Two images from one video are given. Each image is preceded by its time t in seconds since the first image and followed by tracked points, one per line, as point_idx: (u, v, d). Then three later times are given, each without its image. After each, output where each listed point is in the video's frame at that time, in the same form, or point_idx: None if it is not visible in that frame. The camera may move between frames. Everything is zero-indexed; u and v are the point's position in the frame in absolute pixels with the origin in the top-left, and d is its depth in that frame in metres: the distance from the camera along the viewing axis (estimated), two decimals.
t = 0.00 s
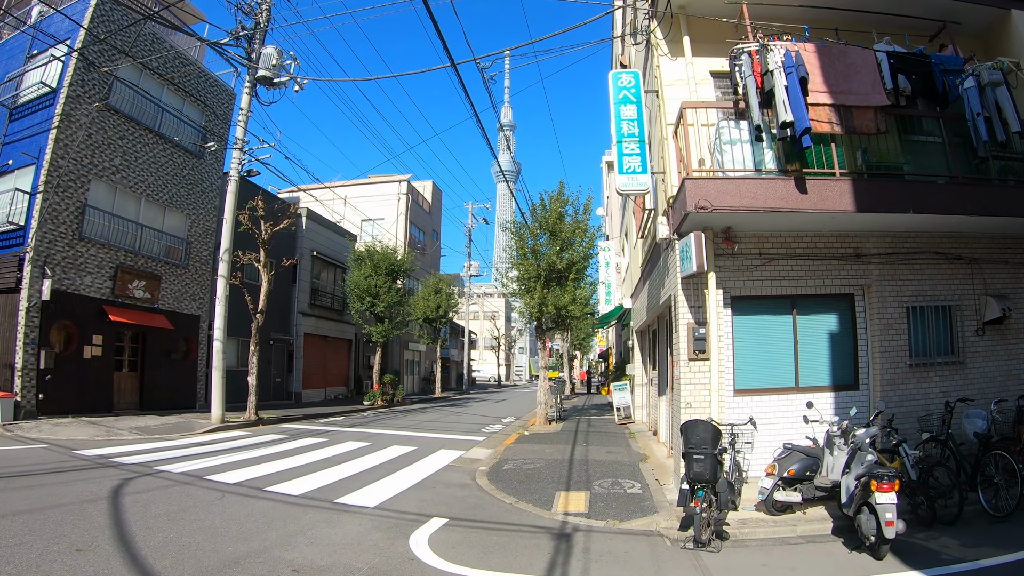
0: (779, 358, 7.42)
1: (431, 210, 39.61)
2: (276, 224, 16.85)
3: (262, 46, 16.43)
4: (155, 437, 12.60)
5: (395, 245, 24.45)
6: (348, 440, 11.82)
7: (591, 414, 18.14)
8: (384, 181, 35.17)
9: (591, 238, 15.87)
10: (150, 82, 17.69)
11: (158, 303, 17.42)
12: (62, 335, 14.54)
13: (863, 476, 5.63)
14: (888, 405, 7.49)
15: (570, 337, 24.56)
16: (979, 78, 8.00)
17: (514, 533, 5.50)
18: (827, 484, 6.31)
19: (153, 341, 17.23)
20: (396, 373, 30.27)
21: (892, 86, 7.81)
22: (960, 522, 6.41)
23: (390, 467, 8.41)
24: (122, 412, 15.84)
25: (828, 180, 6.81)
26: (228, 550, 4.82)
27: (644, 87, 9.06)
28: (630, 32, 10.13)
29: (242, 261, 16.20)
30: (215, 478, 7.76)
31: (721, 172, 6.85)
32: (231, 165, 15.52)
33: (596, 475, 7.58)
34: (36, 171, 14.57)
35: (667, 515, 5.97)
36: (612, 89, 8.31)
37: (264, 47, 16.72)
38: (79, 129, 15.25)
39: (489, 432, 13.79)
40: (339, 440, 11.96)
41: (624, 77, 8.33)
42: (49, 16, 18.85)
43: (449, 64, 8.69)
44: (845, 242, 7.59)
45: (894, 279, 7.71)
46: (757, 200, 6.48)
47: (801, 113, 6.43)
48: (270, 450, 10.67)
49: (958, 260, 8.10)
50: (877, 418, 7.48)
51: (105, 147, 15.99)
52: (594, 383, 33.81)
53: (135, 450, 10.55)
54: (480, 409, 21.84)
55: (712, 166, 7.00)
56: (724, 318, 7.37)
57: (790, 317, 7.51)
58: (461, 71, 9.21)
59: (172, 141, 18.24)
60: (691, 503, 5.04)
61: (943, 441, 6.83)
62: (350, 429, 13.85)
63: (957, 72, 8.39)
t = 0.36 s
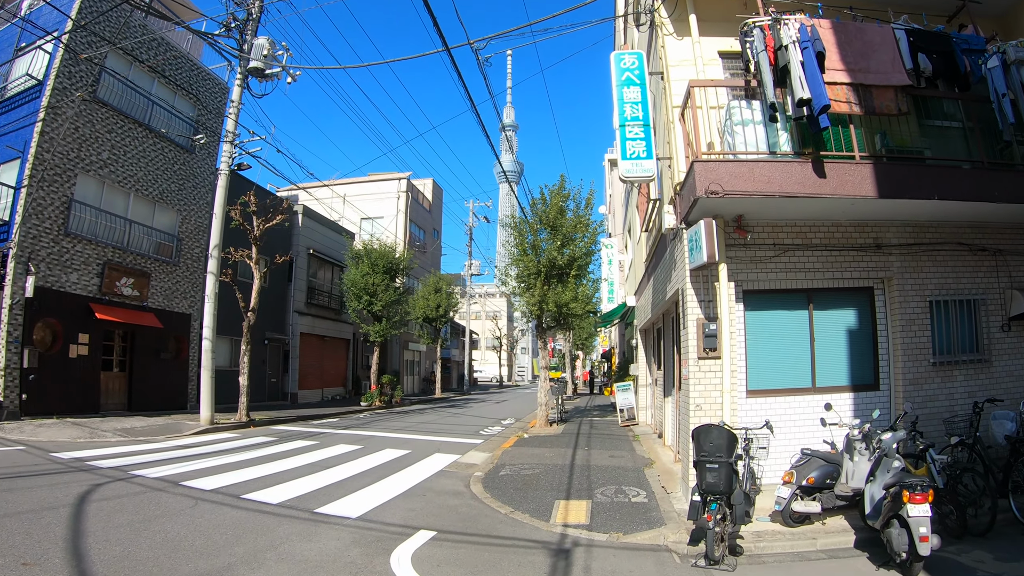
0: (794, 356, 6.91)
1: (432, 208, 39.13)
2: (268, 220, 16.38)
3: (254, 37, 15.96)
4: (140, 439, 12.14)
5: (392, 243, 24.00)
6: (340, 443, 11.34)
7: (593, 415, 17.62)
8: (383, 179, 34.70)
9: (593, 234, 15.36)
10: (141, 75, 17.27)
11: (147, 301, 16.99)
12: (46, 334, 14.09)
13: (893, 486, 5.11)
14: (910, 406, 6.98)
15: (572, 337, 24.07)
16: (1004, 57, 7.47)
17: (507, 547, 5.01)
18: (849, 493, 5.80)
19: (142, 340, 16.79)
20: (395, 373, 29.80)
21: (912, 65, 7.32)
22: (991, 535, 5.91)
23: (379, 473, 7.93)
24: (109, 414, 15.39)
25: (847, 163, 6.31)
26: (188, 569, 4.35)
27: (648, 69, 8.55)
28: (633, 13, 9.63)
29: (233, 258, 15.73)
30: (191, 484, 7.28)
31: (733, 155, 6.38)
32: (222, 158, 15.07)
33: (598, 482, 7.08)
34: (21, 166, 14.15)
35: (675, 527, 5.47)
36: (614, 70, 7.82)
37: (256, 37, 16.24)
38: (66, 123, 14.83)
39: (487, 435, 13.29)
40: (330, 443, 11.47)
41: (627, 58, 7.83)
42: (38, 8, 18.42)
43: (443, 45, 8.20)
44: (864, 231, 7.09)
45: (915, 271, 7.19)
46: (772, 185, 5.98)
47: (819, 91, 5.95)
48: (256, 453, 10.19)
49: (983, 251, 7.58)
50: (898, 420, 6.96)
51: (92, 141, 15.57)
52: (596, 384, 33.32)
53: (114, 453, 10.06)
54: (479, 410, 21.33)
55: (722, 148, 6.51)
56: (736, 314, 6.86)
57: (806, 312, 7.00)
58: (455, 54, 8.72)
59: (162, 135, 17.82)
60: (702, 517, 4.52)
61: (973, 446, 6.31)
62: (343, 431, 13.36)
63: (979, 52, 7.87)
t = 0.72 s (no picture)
0: (812, 355, 6.43)
1: (432, 206, 38.67)
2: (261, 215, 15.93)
3: (246, 27, 15.52)
4: (125, 441, 11.71)
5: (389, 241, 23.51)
6: (332, 446, 10.89)
7: (596, 416, 17.11)
8: (383, 176, 34.25)
9: (596, 229, 14.88)
10: (130, 68, 16.84)
11: (136, 299, 16.57)
12: (31, 332, 13.68)
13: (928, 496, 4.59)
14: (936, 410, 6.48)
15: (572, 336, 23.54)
16: None
17: (499, 566, 4.53)
18: (873, 504, 5.32)
19: (132, 338, 16.37)
20: (395, 372, 29.36)
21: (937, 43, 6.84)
22: None
23: (368, 480, 7.46)
24: (97, 414, 14.98)
25: (870, 147, 5.82)
26: None
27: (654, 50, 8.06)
28: None
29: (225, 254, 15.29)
30: (166, 491, 6.85)
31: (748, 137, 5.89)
32: (212, 152, 14.62)
33: (601, 490, 6.61)
34: (5, 160, 13.72)
35: (685, 541, 5.00)
36: (618, 51, 7.33)
37: (248, 28, 15.79)
38: (52, 115, 14.40)
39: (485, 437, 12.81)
40: (321, 445, 11.02)
41: (632, 38, 7.35)
42: None
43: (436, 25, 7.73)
44: (886, 221, 6.59)
45: (941, 264, 6.69)
46: (789, 169, 5.51)
47: (841, 66, 5.47)
48: (243, 456, 9.75)
49: (1013, 243, 7.07)
50: (923, 424, 6.46)
51: (80, 134, 15.14)
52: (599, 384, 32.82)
53: (94, 456, 9.63)
54: (479, 411, 20.92)
55: (736, 130, 6.02)
56: (750, 310, 6.38)
57: (825, 308, 6.52)
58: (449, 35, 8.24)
59: (153, 128, 17.40)
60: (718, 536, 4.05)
61: (1006, 453, 5.80)
62: (336, 433, 12.90)
63: (1004, 32, 7.42)
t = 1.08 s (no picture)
0: (831, 355, 5.95)
1: (431, 204, 38.19)
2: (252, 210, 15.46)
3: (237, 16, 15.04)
4: (106, 443, 11.24)
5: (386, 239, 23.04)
6: (320, 450, 10.42)
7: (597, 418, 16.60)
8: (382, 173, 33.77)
9: (597, 224, 14.40)
10: (118, 58, 16.37)
11: (122, 296, 16.10)
12: (11, 330, 13.21)
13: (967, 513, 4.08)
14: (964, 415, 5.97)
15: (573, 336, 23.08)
16: None
17: None
18: (900, 519, 4.83)
19: (118, 337, 15.91)
20: (392, 373, 28.87)
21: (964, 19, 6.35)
22: None
23: (353, 488, 6.98)
24: (81, 415, 14.53)
25: (897, 128, 5.33)
26: None
27: (660, 28, 7.56)
28: None
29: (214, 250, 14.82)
30: (135, 500, 6.38)
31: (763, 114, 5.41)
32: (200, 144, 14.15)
33: (602, 501, 6.13)
34: None
35: (697, 561, 4.52)
36: (622, 29, 6.85)
37: (239, 17, 15.31)
38: (35, 106, 13.92)
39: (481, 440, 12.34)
40: (309, 449, 10.55)
41: (637, 15, 6.87)
42: None
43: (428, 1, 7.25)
44: (912, 211, 6.10)
45: (969, 257, 6.19)
46: (810, 151, 5.03)
47: (866, 37, 5.00)
48: (226, 460, 9.28)
49: None
50: (951, 431, 5.95)
51: (64, 126, 14.67)
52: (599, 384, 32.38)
53: (68, 460, 9.16)
54: (476, 412, 20.45)
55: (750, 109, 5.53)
56: (766, 307, 5.89)
57: (845, 305, 6.04)
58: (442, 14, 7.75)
59: (140, 121, 16.92)
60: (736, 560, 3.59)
61: None
62: (326, 436, 12.42)
63: None
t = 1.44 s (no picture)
0: (844, 352, 5.50)
1: (424, 201, 37.68)
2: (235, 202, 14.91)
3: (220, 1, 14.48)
4: (75, 444, 10.66)
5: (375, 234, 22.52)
6: (300, 452, 9.89)
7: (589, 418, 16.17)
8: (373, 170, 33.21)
9: (591, 218, 13.94)
10: (98, 45, 15.76)
11: (100, 291, 15.49)
12: None
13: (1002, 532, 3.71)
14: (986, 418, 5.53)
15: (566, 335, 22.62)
16: None
17: None
18: (922, 532, 4.37)
19: (95, 333, 15.30)
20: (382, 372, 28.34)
21: None
22: None
23: (330, 494, 6.48)
24: (55, 414, 13.93)
25: (918, 104, 4.87)
26: None
27: (659, 3, 7.09)
28: None
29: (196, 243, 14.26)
30: (91, 508, 5.85)
31: (772, 87, 4.91)
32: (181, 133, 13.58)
33: (596, 510, 5.65)
34: None
35: None
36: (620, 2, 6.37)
37: (222, 2, 14.75)
38: (10, 92, 13.29)
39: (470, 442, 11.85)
40: (288, 451, 10.02)
41: None
42: None
43: None
44: (929, 196, 5.65)
45: (991, 247, 5.73)
46: (825, 126, 4.57)
47: None
48: (199, 462, 8.75)
49: None
50: (972, 435, 5.50)
51: (41, 113, 14.05)
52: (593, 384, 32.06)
53: (29, 462, 8.59)
54: (467, 412, 19.98)
55: (758, 81, 5.05)
56: (775, 300, 5.42)
57: (859, 297, 5.58)
58: None
59: (120, 110, 16.30)
60: None
61: None
62: (308, 437, 11.89)
63: None
